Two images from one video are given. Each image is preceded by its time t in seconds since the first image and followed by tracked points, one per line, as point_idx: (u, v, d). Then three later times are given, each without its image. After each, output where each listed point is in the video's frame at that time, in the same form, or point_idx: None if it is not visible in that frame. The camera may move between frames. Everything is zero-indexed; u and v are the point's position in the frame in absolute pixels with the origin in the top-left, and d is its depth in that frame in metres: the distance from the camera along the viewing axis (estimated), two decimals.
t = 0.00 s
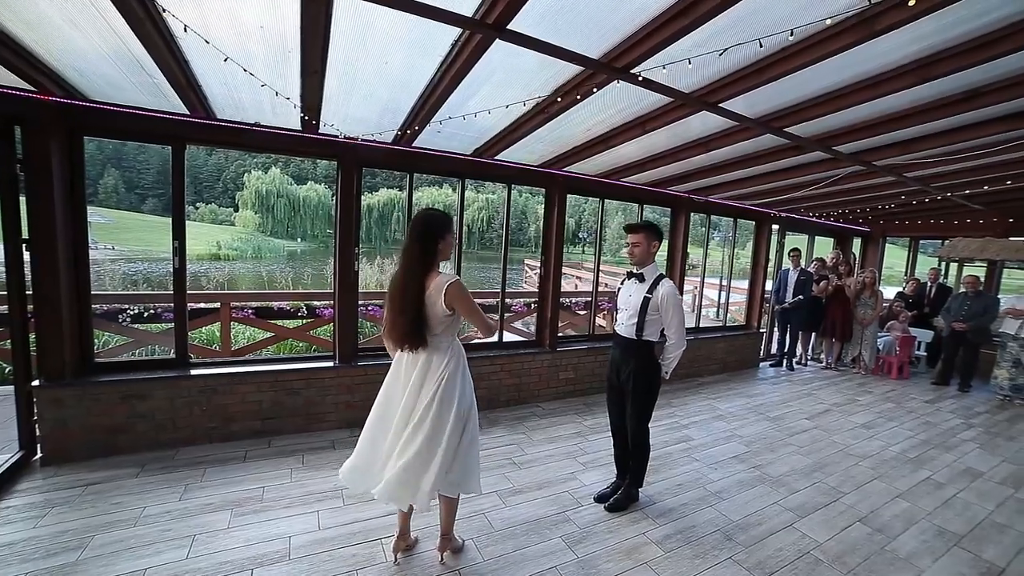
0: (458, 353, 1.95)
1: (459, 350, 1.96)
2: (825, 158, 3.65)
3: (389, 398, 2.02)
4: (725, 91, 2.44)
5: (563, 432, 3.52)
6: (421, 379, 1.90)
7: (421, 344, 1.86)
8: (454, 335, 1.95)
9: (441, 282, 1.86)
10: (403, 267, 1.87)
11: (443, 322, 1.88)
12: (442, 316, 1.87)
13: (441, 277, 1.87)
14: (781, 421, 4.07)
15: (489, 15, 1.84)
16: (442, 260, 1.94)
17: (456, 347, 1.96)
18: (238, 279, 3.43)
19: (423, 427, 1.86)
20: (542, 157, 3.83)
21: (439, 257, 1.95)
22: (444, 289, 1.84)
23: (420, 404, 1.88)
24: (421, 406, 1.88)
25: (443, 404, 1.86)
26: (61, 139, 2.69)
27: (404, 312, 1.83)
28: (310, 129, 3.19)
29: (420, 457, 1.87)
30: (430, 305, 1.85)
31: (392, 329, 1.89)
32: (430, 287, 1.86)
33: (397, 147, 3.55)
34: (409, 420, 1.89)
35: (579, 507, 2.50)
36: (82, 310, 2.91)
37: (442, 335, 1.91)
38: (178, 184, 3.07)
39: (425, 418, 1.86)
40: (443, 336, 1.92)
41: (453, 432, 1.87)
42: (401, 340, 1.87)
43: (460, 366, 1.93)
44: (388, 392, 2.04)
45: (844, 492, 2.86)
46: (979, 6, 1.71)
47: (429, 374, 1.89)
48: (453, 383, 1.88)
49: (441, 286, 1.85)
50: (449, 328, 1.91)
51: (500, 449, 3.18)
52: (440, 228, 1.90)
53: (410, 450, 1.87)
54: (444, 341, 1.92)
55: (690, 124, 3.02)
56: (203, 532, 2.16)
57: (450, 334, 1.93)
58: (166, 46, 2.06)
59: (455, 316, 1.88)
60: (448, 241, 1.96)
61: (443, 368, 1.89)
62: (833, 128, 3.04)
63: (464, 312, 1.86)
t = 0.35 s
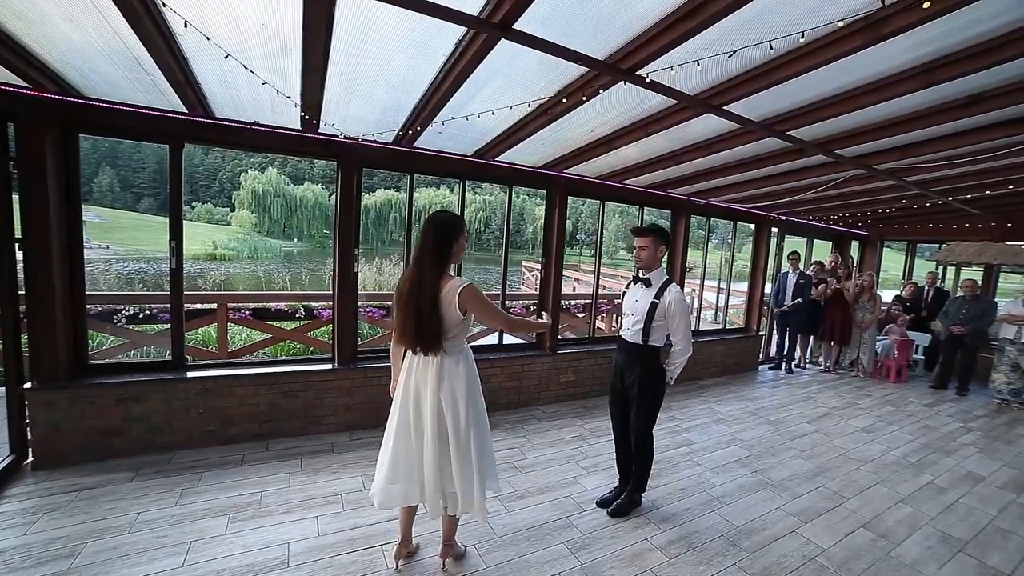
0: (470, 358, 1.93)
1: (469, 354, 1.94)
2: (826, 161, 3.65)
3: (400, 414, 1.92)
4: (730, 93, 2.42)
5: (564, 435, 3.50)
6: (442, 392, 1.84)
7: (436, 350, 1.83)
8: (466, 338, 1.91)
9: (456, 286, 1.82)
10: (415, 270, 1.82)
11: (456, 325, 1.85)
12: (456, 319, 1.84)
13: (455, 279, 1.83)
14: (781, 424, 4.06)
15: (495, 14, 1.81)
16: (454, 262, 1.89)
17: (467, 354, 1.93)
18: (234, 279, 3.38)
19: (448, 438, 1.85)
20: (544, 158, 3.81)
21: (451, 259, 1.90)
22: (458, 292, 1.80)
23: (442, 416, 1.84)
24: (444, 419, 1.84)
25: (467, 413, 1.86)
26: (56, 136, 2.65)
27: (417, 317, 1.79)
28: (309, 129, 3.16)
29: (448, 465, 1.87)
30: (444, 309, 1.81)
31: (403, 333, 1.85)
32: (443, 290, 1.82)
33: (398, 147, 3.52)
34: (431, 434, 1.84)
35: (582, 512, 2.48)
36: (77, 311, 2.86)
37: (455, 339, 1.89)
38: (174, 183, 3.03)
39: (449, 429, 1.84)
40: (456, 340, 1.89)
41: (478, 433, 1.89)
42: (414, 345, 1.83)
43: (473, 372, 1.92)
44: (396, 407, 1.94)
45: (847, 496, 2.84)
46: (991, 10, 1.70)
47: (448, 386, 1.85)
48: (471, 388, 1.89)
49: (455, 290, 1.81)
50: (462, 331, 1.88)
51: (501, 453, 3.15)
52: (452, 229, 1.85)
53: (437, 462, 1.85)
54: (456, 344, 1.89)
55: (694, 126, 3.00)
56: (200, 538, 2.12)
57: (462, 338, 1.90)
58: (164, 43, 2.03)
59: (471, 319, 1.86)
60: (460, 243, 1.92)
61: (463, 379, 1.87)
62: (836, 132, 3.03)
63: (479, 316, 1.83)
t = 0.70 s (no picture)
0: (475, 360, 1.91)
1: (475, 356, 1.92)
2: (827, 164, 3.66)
3: (409, 415, 1.91)
4: (734, 95, 2.42)
5: (565, 438, 3.48)
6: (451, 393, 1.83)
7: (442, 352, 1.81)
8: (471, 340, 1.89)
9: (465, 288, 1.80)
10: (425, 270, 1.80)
11: (464, 327, 1.84)
12: (464, 321, 1.82)
13: (463, 282, 1.81)
14: (780, 426, 4.06)
15: (500, 14, 1.81)
16: (462, 264, 1.87)
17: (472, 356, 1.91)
18: (230, 279, 3.34)
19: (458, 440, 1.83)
20: (544, 160, 3.80)
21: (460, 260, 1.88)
22: (467, 294, 1.79)
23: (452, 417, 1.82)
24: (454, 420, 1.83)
25: (476, 414, 1.85)
26: (52, 135, 2.62)
27: (426, 319, 1.77)
28: (309, 129, 3.13)
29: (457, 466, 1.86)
30: (453, 311, 1.80)
31: (412, 335, 1.83)
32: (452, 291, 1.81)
33: (397, 148, 3.49)
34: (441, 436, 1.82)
35: (584, 515, 2.47)
36: (71, 313, 2.82)
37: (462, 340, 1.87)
38: (170, 182, 3.00)
39: (459, 430, 1.83)
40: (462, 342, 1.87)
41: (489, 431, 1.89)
42: (421, 347, 1.81)
43: (482, 374, 1.91)
44: (405, 408, 1.93)
45: (848, 499, 2.84)
46: (996, 13, 1.70)
47: (458, 387, 1.84)
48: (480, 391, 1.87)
49: (463, 292, 1.80)
50: (470, 333, 1.86)
51: (502, 455, 3.13)
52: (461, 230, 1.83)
53: (447, 463, 1.84)
54: (464, 347, 1.87)
55: (695, 128, 3.00)
56: (197, 544, 2.09)
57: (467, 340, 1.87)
58: (163, 41, 2.00)
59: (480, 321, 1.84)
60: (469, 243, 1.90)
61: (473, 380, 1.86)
62: (837, 135, 3.04)
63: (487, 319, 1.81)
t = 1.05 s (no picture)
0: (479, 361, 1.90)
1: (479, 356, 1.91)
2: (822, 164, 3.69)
3: (410, 416, 1.90)
4: (733, 96, 2.43)
5: (565, 439, 3.48)
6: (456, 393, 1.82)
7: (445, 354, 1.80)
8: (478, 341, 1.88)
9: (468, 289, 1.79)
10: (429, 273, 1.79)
11: (467, 328, 1.83)
12: (467, 322, 1.81)
13: (466, 283, 1.81)
14: (778, 425, 4.09)
15: (502, 15, 1.80)
16: (465, 265, 1.86)
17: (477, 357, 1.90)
18: (225, 280, 3.32)
19: (462, 440, 1.83)
20: (542, 160, 3.80)
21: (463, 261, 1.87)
22: (470, 294, 1.78)
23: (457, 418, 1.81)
24: (458, 420, 1.82)
25: (479, 414, 1.85)
26: (43, 136, 2.58)
27: (429, 320, 1.76)
28: (306, 129, 3.11)
29: (460, 467, 1.85)
30: (456, 312, 1.79)
31: (415, 336, 1.83)
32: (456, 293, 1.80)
33: (395, 148, 3.47)
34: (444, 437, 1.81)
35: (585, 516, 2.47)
36: (64, 316, 2.77)
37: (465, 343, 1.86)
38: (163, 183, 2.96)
39: (461, 430, 1.83)
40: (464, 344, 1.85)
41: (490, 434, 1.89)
42: (425, 348, 1.80)
43: (484, 374, 1.90)
44: (406, 409, 1.92)
45: (846, 497, 2.86)
46: (992, 15, 1.72)
47: (461, 387, 1.83)
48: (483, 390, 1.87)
49: (466, 293, 1.79)
50: (473, 335, 1.86)
51: (503, 457, 3.12)
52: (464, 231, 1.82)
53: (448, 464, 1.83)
54: (467, 348, 1.86)
55: (694, 128, 3.00)
56: (196, 550, 2.06)
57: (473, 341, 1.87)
58: (159, 38, 1.97)
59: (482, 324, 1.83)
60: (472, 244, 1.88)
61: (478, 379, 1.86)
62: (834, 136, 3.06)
63: (490, 321, 1.80)
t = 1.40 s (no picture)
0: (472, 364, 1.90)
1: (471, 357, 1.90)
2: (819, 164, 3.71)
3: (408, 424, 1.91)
4: (732, 96, 2.44)
5: (564, 439, 3.48)
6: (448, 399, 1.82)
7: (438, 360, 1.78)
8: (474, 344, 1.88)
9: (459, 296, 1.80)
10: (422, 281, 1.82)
11: (460, 338, 1.82)
12: (461, 332, 1.80)
13: (458, 290, 1.80)
14: (775, 424, 4.11)
15: (503, 15, 1.80)
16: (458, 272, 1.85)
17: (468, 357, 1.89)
18: (219, 280, 3.32)
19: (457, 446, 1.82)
20: (540, 161, 3.80)
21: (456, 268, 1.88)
22: (463, 305, 1.77)
23: (449, 424, 1.81)
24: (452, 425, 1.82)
25: (473, 419, 1.84)
26: (37, 136, 2.55)
27: (422, 329, 1.76)
28: (304, 129, 3.09)
29: (458, 472, 1.84)
30: (449, 322, 1.78)
31: (410, 345, 1.83)
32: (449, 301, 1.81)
33: (394, 148, 3.45)
34: (438, 444, 1.80)
35: (586, 516, 2.47)
36: (58, 319, 2.73)
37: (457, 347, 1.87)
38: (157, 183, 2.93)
39: (456, 436, 1.82)
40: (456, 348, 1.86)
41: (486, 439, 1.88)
42: (420, 357, 1.80)
43: (477, 379, 1.89)
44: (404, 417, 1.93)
45: (844, 495, 2.88)
46: (989, 16, 1.74)
47: (453, 394, 1.82)
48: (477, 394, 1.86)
49: (459, 303, 1.77)
50: (467, 344, 1.85)
51: (503, 458, 3.12)
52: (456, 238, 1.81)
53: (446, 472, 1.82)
54: (461, 357, 1.85)
55: (692, 129, 3.01)
56: (195, 555, 2.05)
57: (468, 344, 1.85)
58: (155, 36, 1.95)
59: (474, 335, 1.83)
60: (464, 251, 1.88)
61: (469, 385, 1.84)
62: (831, 137, 3.09)
63: (479, 332, 1.78)
